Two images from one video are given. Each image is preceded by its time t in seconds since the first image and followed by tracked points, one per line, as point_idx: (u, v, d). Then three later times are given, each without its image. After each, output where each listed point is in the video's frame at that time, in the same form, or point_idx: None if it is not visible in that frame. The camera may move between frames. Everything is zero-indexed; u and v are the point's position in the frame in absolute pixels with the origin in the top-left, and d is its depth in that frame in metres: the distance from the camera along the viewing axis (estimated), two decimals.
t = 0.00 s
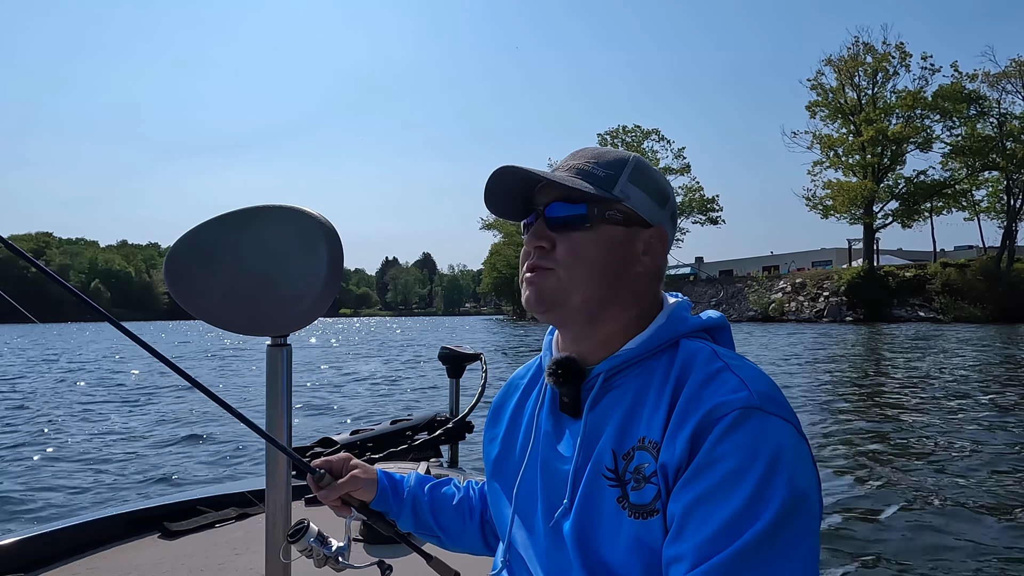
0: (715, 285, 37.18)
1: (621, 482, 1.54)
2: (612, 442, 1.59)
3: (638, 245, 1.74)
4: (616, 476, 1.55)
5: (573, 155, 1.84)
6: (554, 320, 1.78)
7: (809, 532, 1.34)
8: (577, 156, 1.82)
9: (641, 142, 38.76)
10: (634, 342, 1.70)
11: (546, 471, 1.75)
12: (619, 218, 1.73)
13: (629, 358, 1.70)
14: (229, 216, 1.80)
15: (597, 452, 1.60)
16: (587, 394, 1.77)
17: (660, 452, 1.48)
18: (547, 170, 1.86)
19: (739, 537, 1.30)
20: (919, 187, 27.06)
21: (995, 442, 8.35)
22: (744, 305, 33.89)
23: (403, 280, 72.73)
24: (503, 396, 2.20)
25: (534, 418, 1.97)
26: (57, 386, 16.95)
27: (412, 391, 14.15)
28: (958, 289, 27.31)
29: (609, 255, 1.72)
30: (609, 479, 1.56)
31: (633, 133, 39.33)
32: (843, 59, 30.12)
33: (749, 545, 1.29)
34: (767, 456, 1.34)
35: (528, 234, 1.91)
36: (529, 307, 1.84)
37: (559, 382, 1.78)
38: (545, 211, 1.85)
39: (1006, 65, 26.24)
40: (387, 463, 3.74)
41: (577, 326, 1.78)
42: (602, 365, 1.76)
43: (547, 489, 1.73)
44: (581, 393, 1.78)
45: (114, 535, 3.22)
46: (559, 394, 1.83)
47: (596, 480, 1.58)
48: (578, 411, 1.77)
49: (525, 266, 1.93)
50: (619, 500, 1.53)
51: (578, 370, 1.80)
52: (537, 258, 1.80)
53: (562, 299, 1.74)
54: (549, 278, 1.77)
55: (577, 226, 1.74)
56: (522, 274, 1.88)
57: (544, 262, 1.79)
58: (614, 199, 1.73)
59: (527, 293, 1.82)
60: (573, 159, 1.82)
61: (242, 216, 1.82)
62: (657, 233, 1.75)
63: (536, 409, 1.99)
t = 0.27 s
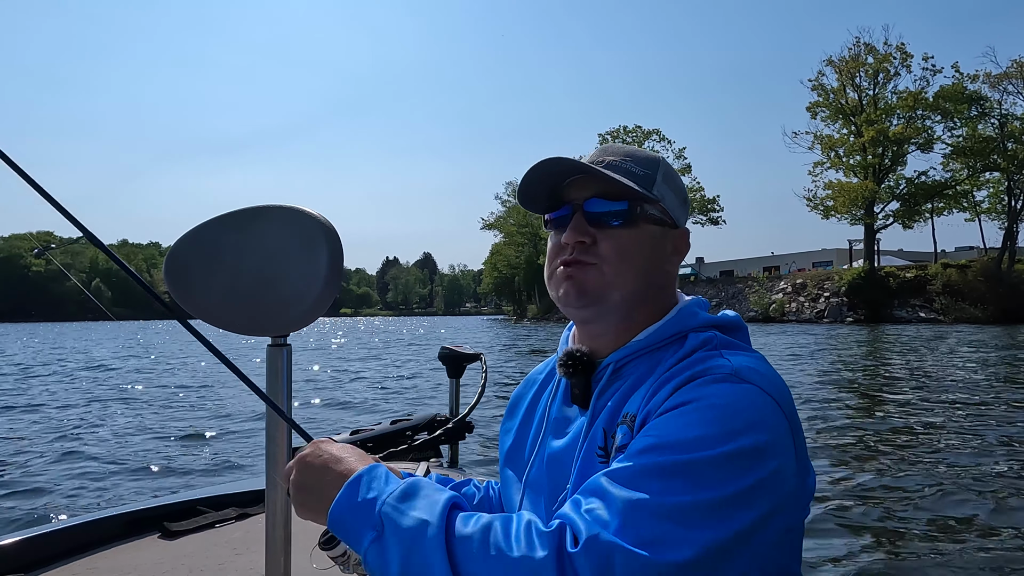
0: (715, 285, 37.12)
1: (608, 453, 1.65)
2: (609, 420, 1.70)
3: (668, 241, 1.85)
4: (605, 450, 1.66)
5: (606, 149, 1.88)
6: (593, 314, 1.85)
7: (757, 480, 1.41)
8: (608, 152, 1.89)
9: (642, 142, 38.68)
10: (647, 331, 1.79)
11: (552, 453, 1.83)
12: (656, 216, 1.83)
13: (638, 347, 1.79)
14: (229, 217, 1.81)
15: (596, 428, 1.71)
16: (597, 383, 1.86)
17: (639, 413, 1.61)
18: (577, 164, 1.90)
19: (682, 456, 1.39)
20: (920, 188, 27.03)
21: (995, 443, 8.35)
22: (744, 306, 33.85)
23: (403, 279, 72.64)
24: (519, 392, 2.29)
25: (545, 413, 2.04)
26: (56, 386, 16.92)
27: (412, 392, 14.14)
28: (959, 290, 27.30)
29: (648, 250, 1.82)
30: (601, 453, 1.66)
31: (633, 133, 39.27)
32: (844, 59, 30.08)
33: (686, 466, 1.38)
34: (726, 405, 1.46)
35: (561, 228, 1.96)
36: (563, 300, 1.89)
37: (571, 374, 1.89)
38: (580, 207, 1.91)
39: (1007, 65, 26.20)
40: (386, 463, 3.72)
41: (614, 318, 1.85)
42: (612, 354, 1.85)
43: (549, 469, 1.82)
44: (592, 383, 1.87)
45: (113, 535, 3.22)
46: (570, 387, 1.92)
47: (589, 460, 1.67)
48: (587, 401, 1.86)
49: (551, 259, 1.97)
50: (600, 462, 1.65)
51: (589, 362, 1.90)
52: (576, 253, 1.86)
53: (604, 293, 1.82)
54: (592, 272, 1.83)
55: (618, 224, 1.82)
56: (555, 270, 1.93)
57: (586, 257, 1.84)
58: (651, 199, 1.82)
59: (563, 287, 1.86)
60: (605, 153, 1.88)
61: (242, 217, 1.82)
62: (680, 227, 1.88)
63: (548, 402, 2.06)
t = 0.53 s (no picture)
0: (715, 285, 37.16)
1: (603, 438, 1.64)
2: (604, 408, 1.71)
3: (681, 246, 1.87)
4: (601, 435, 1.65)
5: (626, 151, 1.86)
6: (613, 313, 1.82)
7: (742, 460, 1.30)
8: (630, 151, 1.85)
9: (643, 142, 38.70)
10: (651, 324, 1.78)
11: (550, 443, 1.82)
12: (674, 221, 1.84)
13: (640, 340, 1.77)
14: (229, 217, 1.82)
15: (594, 416, 1.72)
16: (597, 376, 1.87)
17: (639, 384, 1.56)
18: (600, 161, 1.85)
19: (665, 418, 1.29)
20: (920, 188, 27.05)
21: (994, 443, 8.37)
22: (744, 305, 33.84)
23: (403, 278, 72.68)
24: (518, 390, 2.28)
25: (545, 408, 2.05)
26: (56, 385, 16.92)
27: (412, 391, 14.15)
28: (959, 290, 27.33)
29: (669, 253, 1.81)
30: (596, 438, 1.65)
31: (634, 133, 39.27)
32: (844, 59, 30.09)
33: (668, 429, 1.26)
34: (718, 381, 1.36)
35: (575, 225, 1.90)
36: (579, 299, 1.85)
37: (571, 369, 1.89)
38: (602, 205, 1.86)
39: (1008, 66, 26.23)
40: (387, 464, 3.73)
41: (630, 318, 1.84)
42: (612, 349, 1.85)
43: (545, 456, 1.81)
44: (591, 376, 1.88)
45: (114, 535, 3.22)
46: (570, 381, 1.93)
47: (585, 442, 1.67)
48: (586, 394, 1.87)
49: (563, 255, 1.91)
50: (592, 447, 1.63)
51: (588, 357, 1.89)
52: (598, 250, 1.80)
53: (626, 296, 1.80)
54: (614, 272, 1.80)
55: (643, 224, 1.79)
56: (569, 269, 1.87)
57: (611, 254, 1.79)
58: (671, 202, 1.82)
59: (584, 286, 1.82)
60: (626, 155, 1.85)
61: (242, 218, 1.84)
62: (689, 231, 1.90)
63: (548, 398, 2.06)
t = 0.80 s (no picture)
0: (715, 284, 37.15)
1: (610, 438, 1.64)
2: (610, 409, 1.71)
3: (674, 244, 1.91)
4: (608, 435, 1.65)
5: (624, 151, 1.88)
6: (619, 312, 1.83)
7: (765, 451, 1.32)
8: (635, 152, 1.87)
9: (643, 141, 38.67)
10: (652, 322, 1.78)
11: (553, 445, 1.81)
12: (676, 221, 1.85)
13: (642, 339, 1.78)
14: (225, 217, 1.80)
15: (599, 417, 1.71)
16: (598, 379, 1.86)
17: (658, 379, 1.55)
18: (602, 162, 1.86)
19: (691, 413, 1.29)
20: (920, 188, 27.03)
21: (994, 443, 8.37)
22: (744, 305, 33.82)
23: (403, 277, 72.64)
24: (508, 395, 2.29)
25: (541, 409, 2.04)
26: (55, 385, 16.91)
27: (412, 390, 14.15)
28: (958, 290, 27.32)
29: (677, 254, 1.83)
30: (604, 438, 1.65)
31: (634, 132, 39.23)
32: (845, 58, 30.07)
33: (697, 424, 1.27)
34: (736, 377, 1.38)
35: (577, 224, 1.89)
36: (588, 296, 1.85)
37: (571, 368, 1.88)
38: (605, 204, 1.86)
39: (1008, 65, 26.21)
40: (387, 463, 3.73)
41: (634, 317, 1.85)
42: (613, 349, 1.85)
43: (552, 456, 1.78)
44: (592, 378, 1.87)
45: (113, 535, 3.22)
46: (570, 382, 1.91)
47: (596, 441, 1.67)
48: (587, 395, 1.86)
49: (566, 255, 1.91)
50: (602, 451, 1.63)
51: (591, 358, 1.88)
52: (607, 249, 1.81)
53: (635, 293, 1.81)
54: (625, 270, 1.80)
55: (650, 223, 1.80)
56: (575, 267, 1.86)
57: (619, 251, 1.80)
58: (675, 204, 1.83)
59: (594, 283, 1.82)
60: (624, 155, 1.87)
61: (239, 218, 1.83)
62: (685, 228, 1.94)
63: (543, 399, 2.05)
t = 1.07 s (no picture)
0: (715, 285, 37.13)
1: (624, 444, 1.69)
2: (619, 415, 1.75)
3: (624, 234, 1.80)
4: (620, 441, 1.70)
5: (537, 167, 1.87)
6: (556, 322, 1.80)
7: (795, 443, 1.35)
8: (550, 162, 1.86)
9: (643, 141, 38.66)
10: (645, 327, 1.82)
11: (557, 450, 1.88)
12: (600, 214, 1.78)
13: (639, 345, 1.82)
14: (226, 218, 1.81)
15: (607, 423, 1.76)
16: (601, 384, 1.90)
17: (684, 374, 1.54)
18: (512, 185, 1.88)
19: (718, 405, 1.32)
20: (920, 187, 27.01)
21: (994, 443, 8.37)
22: (744, 305, 33.81)
23: (403, 278, 72.63)
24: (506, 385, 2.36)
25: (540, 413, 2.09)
26: (56, 386, 16.90)
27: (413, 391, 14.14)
28: (958, 290, 27.33)
29: (605, 248, 1.76)
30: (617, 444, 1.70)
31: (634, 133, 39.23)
32: (844, 58, 30.06)
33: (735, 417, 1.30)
34: (760, 376, 1.44)
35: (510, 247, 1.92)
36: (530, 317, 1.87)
37: (569, 374, 1.93)
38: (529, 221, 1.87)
39: (1008, 65, 26.20)
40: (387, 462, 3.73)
41: (586, 319, 1.81)
42: (613, 352, 1.87)
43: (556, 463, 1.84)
44: (593, 384, 1.92)
45: (113, 535, 3.22)
46: (569, 389, 1.97)
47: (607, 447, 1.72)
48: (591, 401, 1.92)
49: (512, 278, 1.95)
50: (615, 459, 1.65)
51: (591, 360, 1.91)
52: (529, 269, 1.82)
53: (560, 305, 1.78)
54: (546, 286, 1.79)
55: (565, 227, 1.77)
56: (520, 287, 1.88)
57: (539, 264, 1.79)
58: (589, 199, 1.78)
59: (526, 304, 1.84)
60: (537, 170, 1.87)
61: (240, 217, 1.83)
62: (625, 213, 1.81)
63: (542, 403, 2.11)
